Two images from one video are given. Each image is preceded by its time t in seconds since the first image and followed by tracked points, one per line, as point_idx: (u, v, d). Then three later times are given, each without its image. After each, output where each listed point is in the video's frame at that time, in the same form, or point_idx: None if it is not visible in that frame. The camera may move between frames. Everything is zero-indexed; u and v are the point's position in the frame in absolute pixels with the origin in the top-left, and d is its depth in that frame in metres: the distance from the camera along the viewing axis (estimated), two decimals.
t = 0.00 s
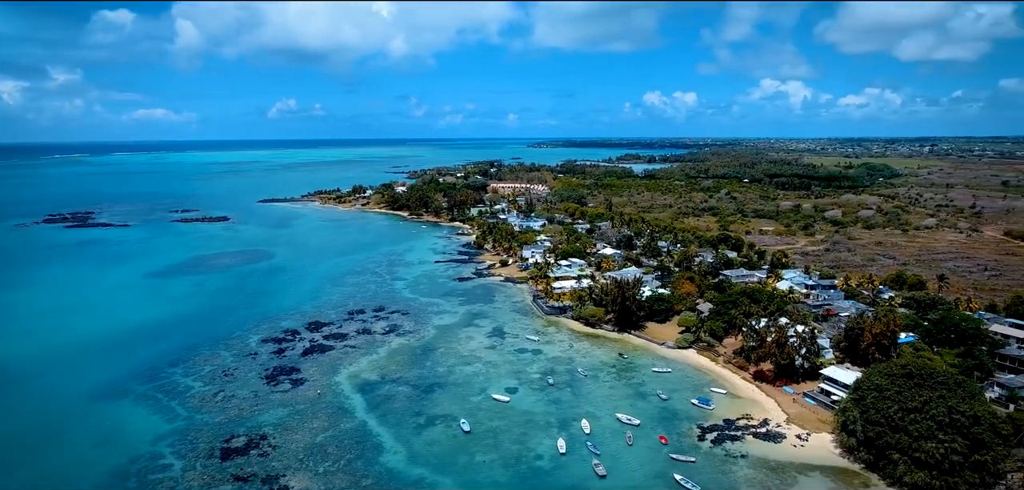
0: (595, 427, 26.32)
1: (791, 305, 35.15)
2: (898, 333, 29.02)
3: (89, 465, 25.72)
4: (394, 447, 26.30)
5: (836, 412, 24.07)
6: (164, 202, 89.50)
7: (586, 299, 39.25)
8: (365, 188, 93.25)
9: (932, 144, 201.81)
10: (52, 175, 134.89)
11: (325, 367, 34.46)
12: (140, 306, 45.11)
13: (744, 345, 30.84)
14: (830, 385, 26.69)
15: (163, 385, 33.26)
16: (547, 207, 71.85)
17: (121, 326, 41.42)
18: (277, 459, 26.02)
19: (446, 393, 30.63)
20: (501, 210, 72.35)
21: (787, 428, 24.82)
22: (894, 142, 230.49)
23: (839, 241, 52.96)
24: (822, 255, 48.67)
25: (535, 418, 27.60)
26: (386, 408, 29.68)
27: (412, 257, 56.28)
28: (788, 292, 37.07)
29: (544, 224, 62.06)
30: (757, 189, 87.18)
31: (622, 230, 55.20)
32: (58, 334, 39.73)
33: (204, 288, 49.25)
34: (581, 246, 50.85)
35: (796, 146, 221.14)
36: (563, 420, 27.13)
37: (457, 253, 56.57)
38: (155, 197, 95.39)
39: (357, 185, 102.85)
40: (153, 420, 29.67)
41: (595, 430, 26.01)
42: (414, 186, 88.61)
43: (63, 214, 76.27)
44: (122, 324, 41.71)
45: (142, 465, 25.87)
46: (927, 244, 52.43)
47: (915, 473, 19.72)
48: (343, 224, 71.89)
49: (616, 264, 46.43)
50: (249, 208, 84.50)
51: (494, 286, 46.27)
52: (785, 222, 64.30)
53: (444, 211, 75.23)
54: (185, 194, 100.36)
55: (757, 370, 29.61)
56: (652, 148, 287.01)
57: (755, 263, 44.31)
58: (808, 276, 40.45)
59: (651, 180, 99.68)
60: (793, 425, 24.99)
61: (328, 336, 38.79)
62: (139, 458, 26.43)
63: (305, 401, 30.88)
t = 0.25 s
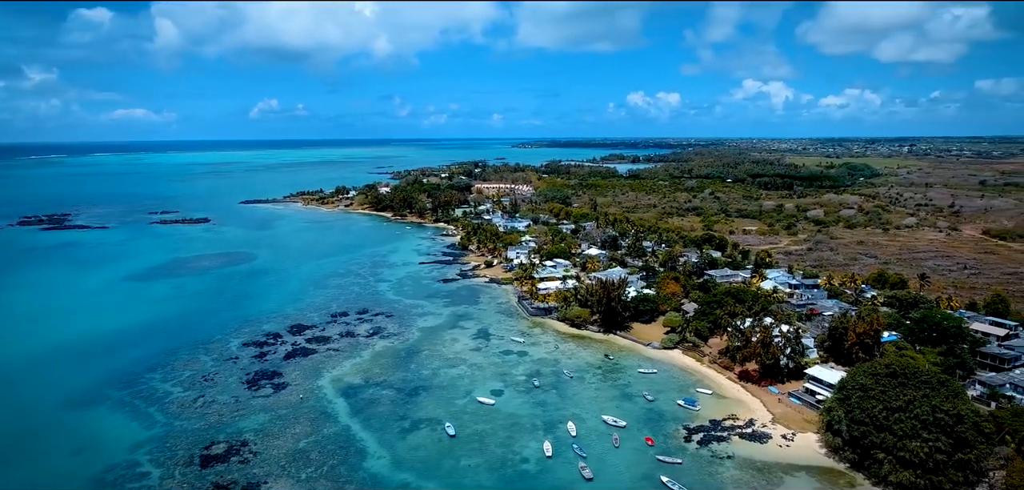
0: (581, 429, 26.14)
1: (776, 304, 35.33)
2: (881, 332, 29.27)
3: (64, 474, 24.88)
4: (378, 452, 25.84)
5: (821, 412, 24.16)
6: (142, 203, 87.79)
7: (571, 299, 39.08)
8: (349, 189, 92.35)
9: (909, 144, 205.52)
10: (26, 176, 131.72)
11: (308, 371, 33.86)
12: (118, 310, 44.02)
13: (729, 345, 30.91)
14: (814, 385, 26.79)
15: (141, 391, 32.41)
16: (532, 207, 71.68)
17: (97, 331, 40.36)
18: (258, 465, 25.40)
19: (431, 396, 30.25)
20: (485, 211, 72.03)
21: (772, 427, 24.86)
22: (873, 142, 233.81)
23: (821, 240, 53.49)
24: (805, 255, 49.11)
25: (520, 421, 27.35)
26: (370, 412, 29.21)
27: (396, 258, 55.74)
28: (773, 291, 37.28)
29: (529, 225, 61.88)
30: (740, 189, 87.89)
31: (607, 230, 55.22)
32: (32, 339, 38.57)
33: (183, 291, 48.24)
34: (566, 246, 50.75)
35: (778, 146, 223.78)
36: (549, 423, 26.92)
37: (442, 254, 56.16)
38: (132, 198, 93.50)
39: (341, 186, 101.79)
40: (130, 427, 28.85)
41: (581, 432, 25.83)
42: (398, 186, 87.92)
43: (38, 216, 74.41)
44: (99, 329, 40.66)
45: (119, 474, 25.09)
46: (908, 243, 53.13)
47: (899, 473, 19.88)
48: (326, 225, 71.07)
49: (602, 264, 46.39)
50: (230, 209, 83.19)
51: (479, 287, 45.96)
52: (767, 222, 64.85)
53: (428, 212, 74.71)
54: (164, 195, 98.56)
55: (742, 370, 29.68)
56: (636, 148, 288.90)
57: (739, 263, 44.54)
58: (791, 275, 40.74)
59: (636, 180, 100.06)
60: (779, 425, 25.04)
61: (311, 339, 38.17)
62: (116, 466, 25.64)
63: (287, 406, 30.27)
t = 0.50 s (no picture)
0: (570, 431, 25.98)
1: (762, 304, 35.46)
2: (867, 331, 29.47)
3: (40, 483, 24.09)
4: (364, 457, 25.43)
5: (808, 411, 24.24)
6: (122, 205, 86.17)
7: (558, 300, 38.94)
8: (334, 190, 91.44)
9: (892, 144, 208.13)
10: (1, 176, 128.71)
11: (292, 375, 33.32)
12: (97, 313, 43.01)
13: (717, 345, 30.97)
14: (801, 384, 26.88)
15: (121, 396, 31.61)
16: (518, 207, 71.47)
17: (76, 335, 39.38)
18: (241, 471, 24.84)
19: (417, 399, 29.91)
20: (472, 211, 71.67)
21: (760, 428, 24.89)
22: (855, 142, 236.74)
23: (806, 240, 53.90)
24: (790, 254, 49.45)
25: (508, 424, 27.11)
26: (355, 416, 28.77)
27: (382, 259, 55.21)
28: (759, 291, 37.44)
29: (516, 225, 61.68)
30: (726, 189, 88.46)
31: (594, 230, 55.18)
32: (7, 343, 37.51)
33: (165, 294, 47.30)
34: (553, 247, 50.61)
35: (762, 146, 225.78)
36: (537, 425, 26.72)
37: (428, 255, 55.74)
38: (112, 199, 91.76)
39: (325, 186, 100.75)
40: (109, 433, 28.08)
41: (569, 434, 25.67)
42: (384, 187, 87.22)
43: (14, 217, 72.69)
44: (78, 333, 39.68)
45: (98, 482, 24.38)
46: (891, 242, 53.73)
47: (887, 472, 19.93)
48: (311, 226, 70.25)
49: (589, 264, 46.32)
50: (213, 210, 81.97)
51: (466, 288, 45.65)
52: (753, 221, 65.28)
53: (414, 213, 74.18)
54: (144, 196, 96.87)
55: (730, 370, 29.74)
56: (622, 148, 290.10)
57: (725, 263, 44.71)
58: (777, 275, 40.97)
59: (622, 180, 100.31)
60: (767, 425, 25.08)
61: (295, 342, 37.60)
62: (95, 474, 24.90)
63: (271, 410, 29.72)
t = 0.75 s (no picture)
0: (557, 434, 25.81)
1: (748, 304, 35.66)
2: (852, 330, 29.76)
3: None
4: (349, 462, 24.99)
5: (795, 411, 24.35)
6: (100, 206, 84.41)
7: (545, 301, 38.82)
8: (317, 190, 90.49)
9: (871, 144, 211.51)
10: None
11: (275, 379, 32.75)
12: (74, 317, 41.90)
13: (704, 345, 31.09)
14: (788, 384, 27.00)
15: (98, 402, 30.78)
16: (504, 208, 71.26)
17: (52, 339, 38.31)
18: (223, 478, 24.23)
19: (403, 402, 29.54)
20: (457, 212, 71.33)
21: (747, 428, 24.95)
22: (836, 142, 240.23)
23: (790, 239, 54.41)
24: (774, 254, 49.89)
25: (495, 426, 26.87)
26: (340, 420, 28.31)
27: (366, 260, 54.64)
28: (745, 290, 37.64)
29: (502, 226, 61.49)
30: (710, 188, 89.12)
31: (580, 230, 55.16)
32: None
33: (144, 297, 46.26)
34: (539, 247, 50.51)
35: (745, 146, 228.22)
36: (524, 428, 26.51)
37: (413, 256, 55.33)
38: (90, 201, 89.87)
39: (309, 187, 99.63)
40: (86, 440, 27.27)
41: (557, 437, 25.51)
42: (368, 187, 86.50)
43: None
44: (54, 338, 38.62)
45: None
46: (873, 241, 54.41)
47: (874, 471, 20.03)
48: (294, 227, 69.36)
49: (574, 265, 46.29)
50: (193, 212, 80.60)
51: (451, 289, 45.35)
52: (737, 221, 65.78)
53: (399, 213, 73.62)
54: (123, 197, 95.00)
55: (717, 370, 29.82)
56: (609, 148, 291.66)
57: (710, 262, 44.93)
58: (762, 274, 41.26)
59: (607, 180, 100.61)
60: (754, 425, 25.15)
61: (278, 345, 37.00)
62: (71, 483, 24.11)
63: (254, 415, 29.12)
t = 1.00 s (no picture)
0: (544, 436, 25.65)
1: (733, 303, 35.87)
2: (836, 329, 30.13)
3: None
4: (334, 467, 24.57)
5: (781, 410, 24.49)
6: (75, 208, 82.45)
7: (530, 302, 38.69)
8: (299, 191, 89.35)
9: (850, 145, 214.86)
10: None
11: (257, 383, 32.14)
12: (49, 321, 40.77)
13: (690, 345, 31.20)
14: (773, 383, 27.17)
15: (74, 409, 29.92)
16: (489, 209, 71.01)
17: (26, 344, 37.22)
18: (204, 486, 23.64)
19: (388, 406, 29.18)
20: (442, 212, 70.88)
21: (734, 428, 25.03)
22: (816, 142, 243.82)
23: (773, 238, 54.92)
24: (758, 253, 50.32)
25: (482, 429, 26.64)
26: (324, 425, 27.85)
27: (350, 262, 54.04)
28: (730, 290, 37.84)
29: (486, 227, 61.22)
30: (693, 188, 89.71)
31: (565, 231, 55.14)
32: None
33: (122, 300, 45.19)
34: (524, 248, 50.38)
35: (727, 146, 230.69)
36: (511, 431, 26.31)
37: (397, 257, 54.86)
38: (65, 202, 87.79)
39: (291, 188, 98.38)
40: (62, 448, 26.48)
41: (544, 439, 25.35)
42: (352, 188, 85.63)
43: None
44: (28, 342, 37.52)
45: None
46: (855, 240, 55.13)
47: (860, 470, 20.23)
48: (276, 229, 68.40)
49: (560, 265, 46.23)
50: (172, 213, 79.10)
51: (436, 291, 45.02)
52: (721, 220, 66.28)
53: (382, 214, 72.98)
54: (99, 198, 92.87)
55: (703, 370, 29.90)
56: (592, 148, 292.84)
57: (695, 262, 45.15)
58: (746, 274, 41.55)
59: (592, 180, 100.83)
60: (740, 424, 25.24)
61: (260, 349, 36.36)
62: None
63: (236, 420, 28.53)
